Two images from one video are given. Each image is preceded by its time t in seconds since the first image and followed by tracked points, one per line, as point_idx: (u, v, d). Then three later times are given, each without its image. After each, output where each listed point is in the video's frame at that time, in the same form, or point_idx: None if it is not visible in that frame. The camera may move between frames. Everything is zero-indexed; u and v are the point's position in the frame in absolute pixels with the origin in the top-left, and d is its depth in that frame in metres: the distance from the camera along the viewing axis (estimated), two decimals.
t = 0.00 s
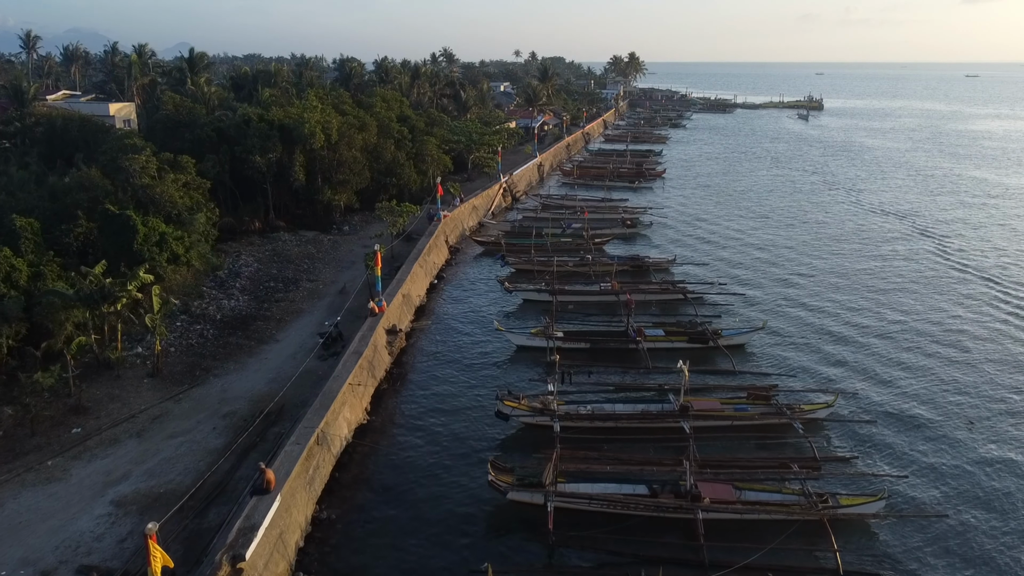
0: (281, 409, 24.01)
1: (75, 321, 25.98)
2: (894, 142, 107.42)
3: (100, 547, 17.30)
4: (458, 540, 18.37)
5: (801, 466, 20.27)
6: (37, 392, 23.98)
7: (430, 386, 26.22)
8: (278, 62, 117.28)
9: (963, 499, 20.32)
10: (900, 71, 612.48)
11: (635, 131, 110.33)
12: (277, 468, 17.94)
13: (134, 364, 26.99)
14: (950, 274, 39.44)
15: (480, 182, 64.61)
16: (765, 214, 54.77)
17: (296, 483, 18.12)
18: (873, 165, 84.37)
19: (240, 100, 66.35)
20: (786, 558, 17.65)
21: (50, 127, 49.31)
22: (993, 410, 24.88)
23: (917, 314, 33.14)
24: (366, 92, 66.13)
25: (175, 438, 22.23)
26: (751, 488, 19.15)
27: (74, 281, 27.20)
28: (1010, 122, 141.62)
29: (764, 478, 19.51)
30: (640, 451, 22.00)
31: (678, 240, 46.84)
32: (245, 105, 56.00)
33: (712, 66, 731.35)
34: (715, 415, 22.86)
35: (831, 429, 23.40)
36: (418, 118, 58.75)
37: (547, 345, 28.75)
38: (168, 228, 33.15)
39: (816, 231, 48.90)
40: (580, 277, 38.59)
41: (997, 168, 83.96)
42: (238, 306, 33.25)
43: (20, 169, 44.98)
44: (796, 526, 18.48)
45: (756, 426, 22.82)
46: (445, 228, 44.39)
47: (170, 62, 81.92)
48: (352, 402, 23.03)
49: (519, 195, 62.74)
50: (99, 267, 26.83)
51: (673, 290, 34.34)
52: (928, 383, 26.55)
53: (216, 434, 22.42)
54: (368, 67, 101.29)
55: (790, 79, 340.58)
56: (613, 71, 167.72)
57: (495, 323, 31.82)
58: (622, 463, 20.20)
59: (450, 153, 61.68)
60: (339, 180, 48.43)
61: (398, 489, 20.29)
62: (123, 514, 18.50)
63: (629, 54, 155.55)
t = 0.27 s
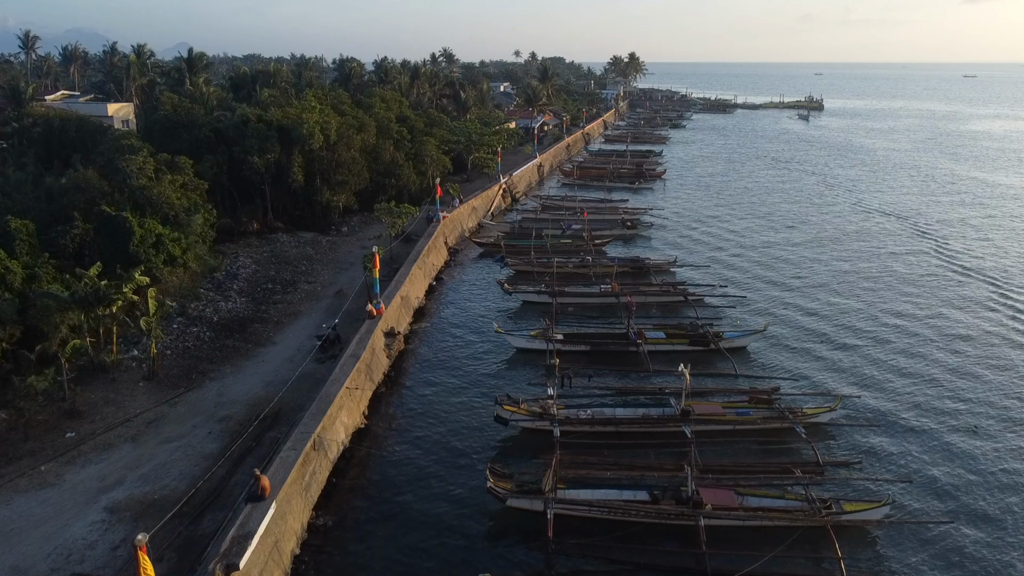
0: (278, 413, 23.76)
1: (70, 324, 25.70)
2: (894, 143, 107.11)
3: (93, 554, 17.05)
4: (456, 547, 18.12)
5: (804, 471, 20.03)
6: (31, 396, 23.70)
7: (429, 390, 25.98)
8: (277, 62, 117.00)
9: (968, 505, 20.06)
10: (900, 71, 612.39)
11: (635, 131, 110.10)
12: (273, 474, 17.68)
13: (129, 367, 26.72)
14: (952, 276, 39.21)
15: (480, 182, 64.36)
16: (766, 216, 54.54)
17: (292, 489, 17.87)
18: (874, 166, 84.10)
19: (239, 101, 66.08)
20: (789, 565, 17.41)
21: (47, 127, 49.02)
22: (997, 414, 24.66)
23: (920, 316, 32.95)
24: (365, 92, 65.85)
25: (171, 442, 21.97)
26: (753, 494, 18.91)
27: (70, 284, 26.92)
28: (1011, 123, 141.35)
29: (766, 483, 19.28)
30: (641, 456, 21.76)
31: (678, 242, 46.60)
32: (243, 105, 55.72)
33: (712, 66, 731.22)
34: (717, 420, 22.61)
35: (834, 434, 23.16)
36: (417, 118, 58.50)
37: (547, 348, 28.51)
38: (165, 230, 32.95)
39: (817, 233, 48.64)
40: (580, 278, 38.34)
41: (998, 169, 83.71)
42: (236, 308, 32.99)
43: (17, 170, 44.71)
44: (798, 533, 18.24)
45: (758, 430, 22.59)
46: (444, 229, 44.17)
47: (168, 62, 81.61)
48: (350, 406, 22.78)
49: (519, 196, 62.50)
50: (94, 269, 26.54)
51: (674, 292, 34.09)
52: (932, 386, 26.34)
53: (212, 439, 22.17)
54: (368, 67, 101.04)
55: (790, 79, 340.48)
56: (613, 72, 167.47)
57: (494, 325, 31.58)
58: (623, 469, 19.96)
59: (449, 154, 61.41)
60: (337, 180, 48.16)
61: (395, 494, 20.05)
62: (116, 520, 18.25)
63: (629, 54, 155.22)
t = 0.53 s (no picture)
0: (275, 417, 23.50)
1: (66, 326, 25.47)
2: (895, 143, 106.77)
3: (86, 562, 16.79)
4: (455, 554, 17.87)
5: (807, 477, 19.76)
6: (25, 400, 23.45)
7: (427, 394, 25.71)
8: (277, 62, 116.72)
9: (974, 511, 19.79)
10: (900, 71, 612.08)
11: (636, 132, 109.82)
12: (268, 481, 17.42)
13: (125, 370, 26.48)
14: (955, 278, 38.93)
15: (480, 183, 64.06)
16: (767, 216, 54.26)
17: (288, 496, 17.60)
18: (875, 166, 83.82)
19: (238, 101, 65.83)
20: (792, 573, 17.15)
21: (45, 127, 48.75)
22: (1002, 418, 24.40)
23: (923, 318, 32.73)
24: (365, 92, 65.56)
25: (166, 447, 21.71)
26: (755, 500, 18.65)
27: (65, 286, 26.70)
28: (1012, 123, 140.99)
29: (769, 489, 19.01)
30: (641, 460, 21.50)
31: (679, 243, 46.34)
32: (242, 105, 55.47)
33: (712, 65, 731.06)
34: (719, 424, 22.39)
35: (837, 438, 22.90)
36: (417, 119, 58.22)
37: (547, 350, 28.24)
38: (161, 231, 32.78)
39: (819, 234, 48.36)
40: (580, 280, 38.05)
41: (1000, 169, 83.39)
42: (233, 310, 32.73)
43: (14, 170, 44.47)
44: (802, 540, 17.97)
45: (760, 435, 22.33)
46: (444, 230, 43.91)
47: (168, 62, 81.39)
48: (347, 410, 22.51)
49: (519, 197, 62.24)
50: (89, 271, 26.31)
51: (675, 294, 33.82)
52: (936, 389, 26.12)
53: (208, 443, 21.92)
54: (367, 66, 100.83)
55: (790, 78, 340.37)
56: (613, 72, 167.19)
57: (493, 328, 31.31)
58: (624, 474, 19.69)
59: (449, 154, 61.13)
60: (336, 181, 47.89)
61: (393, 500, 19.79)
62: (110, 527, 17.99)
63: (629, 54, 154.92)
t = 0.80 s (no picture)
0: (271, 421, 23.25)
1: (60, 329, 25.20)
2: (896, 143, 106.47)
3: (77, 571, 16.54)
4: (453, 561, 17.62)
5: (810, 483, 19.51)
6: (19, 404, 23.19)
7: (426, 397, 25.46)
8: (276, 62, 116.43)
9: (979, 517, 19.55)
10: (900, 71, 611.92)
11: (636, 132, 109.55)
12: (263, 487, 17.16)
13: (120, 374, 26.21)
14: (957, 280, 38.68)
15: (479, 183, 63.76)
16: (768, 217, 54.01)
17: (284, 503, 17.35)
18: (876, 166, 83.58)
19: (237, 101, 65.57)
20: None
21: (42, 128, 48.47)
22: (1007, 422, 24.16)
23: (926, 320, 32.52)
24: (364, 91, 65.32)
25: (161, 452, 21.45)
26: (757, 506, 18.41)
27: (60, 288, 26.45)
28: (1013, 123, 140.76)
29: (771, 495, 18.77)
30: (642, 465, 21.26)
31: (679, 244, 46.10)
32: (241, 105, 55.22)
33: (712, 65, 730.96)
34: (721, 427, 22.15)
35: (840, 442, 22.65)
36: (416, 119, 57.96)
37: (547, 352, 27.98)
38: (158, 233, 32.57)
39: (820, 235, 48.12)
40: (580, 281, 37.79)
41: (1001, 170, 83.15)
42: (230, 312, 32.48)
43: (11, 171, 44.22)
44: (805, 547, 17.74)
45: (762, 439, 22.09)
46: (443, 231, 43.67)
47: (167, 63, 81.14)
48: (344, 414, 22.25)
49: (518, 197, 62.01)
50: (84, 274, 26.05)
51: (676, 295, 33.57)
52: (940, 392, 25.91)
53: (203, 448, 21.66)
54: (367, 66, 100.63)
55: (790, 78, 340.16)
56: (613, 72, 166.93)
57: (493, 330, 31.05)
58: (624, 480, 19.43)
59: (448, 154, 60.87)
60: (335, 182, 47.64)
61: (390, 506, 19.53)
62: (102, 534, 17.74)
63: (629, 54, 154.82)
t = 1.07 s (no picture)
0: (268, 425, 22.98)
1: (55, 332, 24.89)
2: (897, 143, 106.18)
3: None
4: (452, 569, 17.34)
5: (813, 489, 19.28)
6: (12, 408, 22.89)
7: (424, 400, 25.19)
8: (275, 63, 116.05)
9: (986, 524, 19.31)
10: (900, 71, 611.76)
11: (636, 132, 109.22)
12: (258, 495, 16.88)
13: (115, 377, 25.92)
14: (960, 281, 38.44)
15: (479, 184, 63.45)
16: (769, 218, 53.76)
17: (279, 509, 17.07)
18: (877, 167, 83.28)
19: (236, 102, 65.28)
20: None
21: (39, 128, 48.16)
22: (1013, 426, 23.92)
23: (928, 322, 32.29)
24: (363, 92, 65.03)
25: (156, 456, 21.19)
26: (760, 512, 18.17)
27: (54, 290, 26.13)
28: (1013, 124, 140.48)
29: (774, 502, 18.53)
30: (643, 470, 21.00)
31: (680, 245, 45.83)
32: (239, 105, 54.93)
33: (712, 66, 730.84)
34: (722, 432, 21.88)
35: (844, 447, 22.41)
36: (416, 119, 57.68)
37: (546, 355, 27.73)
38: (154, 234, 32.30)
39: (821, 236, 47.85)
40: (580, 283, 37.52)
41: (1002, 170, 82.86)
42: (227, 314, 32.20)
43: (8, 172, 43.94)
44: (807, 554, 17.50)
45: (764, 444, 21.85)
46: (442, 232, 43.39)
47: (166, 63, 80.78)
48: (341, 418, 21.97)
49: (518, 198, 61.74)
50: (79, 276, 25.74)
51: (676, 297, 33.30)
52: (944, 396, 25.68)
53: (199, 453, 21.39)
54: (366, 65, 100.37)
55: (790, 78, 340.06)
56: (613, 72, 166.62)
57: (492, 332, 30.78)
58: (625, 485, 19.17)
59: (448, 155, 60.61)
60: (333, 182, 47.37)
61: (388, 512, 19.27)
62: (96, 542, 17.46)
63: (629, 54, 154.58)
